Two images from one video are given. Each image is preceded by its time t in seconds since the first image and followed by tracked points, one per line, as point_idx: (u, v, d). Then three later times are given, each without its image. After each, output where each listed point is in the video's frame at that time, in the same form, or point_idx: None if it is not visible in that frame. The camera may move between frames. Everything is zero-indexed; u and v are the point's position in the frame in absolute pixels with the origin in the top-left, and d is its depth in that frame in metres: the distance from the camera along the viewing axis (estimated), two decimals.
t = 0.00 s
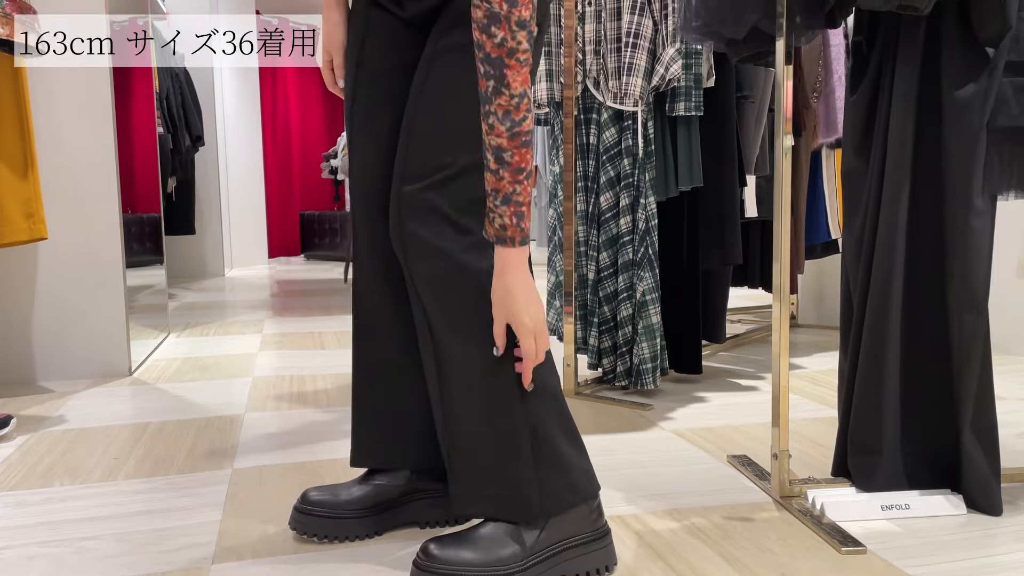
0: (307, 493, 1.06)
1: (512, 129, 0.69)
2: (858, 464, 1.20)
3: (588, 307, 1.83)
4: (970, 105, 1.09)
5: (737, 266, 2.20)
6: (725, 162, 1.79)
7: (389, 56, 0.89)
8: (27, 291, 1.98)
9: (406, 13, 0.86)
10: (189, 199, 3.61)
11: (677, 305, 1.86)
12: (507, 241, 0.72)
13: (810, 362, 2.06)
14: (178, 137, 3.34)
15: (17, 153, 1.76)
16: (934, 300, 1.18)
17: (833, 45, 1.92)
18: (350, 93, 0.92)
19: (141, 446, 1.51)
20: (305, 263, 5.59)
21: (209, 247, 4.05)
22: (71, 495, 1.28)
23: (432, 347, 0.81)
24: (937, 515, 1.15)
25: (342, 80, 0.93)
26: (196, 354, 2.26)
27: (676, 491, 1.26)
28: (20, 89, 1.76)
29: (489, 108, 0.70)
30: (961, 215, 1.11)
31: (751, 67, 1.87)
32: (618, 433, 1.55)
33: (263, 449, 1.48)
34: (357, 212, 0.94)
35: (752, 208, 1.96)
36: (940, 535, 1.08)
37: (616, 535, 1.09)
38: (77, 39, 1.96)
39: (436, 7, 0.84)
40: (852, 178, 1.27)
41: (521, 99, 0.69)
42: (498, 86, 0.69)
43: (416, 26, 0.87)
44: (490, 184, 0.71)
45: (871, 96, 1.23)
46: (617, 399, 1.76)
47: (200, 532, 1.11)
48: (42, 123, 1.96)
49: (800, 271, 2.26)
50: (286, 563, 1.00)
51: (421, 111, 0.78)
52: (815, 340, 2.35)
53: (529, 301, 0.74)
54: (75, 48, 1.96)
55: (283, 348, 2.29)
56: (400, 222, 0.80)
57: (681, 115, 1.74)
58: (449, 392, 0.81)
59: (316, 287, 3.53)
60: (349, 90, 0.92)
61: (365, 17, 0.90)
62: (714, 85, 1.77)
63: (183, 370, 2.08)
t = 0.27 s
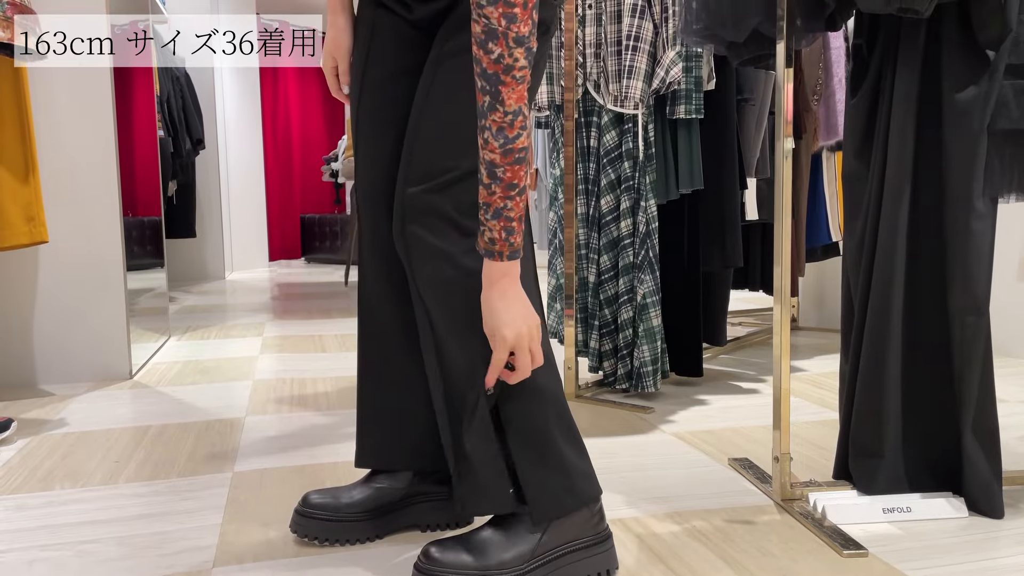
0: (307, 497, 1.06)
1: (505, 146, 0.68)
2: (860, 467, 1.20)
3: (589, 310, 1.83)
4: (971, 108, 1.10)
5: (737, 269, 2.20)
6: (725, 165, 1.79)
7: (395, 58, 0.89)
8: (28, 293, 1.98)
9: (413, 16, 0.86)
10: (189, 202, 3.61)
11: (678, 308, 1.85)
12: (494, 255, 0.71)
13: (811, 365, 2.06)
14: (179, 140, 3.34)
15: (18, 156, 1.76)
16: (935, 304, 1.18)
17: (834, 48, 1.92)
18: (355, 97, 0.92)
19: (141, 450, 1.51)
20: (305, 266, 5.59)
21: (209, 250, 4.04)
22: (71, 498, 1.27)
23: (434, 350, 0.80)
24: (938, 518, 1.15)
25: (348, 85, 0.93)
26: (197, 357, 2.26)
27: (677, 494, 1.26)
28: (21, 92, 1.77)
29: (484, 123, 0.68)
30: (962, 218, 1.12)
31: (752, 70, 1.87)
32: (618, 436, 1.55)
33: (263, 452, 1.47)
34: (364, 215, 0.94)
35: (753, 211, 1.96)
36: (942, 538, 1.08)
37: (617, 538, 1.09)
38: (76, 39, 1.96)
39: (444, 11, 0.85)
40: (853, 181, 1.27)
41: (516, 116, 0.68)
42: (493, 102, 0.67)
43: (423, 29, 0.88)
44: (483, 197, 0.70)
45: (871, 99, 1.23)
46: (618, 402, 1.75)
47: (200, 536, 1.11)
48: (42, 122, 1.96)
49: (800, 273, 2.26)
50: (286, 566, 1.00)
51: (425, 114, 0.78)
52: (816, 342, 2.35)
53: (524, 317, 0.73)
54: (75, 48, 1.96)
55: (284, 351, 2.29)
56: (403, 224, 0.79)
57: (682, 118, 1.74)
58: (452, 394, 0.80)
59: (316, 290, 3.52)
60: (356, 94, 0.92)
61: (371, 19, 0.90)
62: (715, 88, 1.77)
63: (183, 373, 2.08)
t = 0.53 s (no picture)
0: (307, 499, 1.06)
1: (509, 149, 0.68)
2: (860, 469, 1.20)
3: (589, 312, 1.83)
4: (971, 110, 1.10)
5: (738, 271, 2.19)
6: (725, 167, 1.79)
7: (400, 58, 0.89)
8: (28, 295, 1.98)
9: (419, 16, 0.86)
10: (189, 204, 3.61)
11: (679, 310, 1.85)
12: (497, 258, 0.72)
13: (811, 367, 2.06)
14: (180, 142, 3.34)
15: (18, 158, 1.76)
16: (935, 306, 1.18)
17: (834, 50, 1.93)
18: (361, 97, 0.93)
19: (141, 452, 1.50)
20: (305, 268, 5.58)
21: (210, 253, 4.04)
22: (71, 501, 1.27)
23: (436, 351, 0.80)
24: (939, 520, 1.15)
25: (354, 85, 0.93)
26: (197, 359, 2.26)
27: (678, 496, 1.26)
28: (22, 94, 1.77)
29: (488, 125, 0.68)
30: (962, 221, 1.12)
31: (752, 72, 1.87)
32: (619, 438, 1.54)
33: (263, 455, 1.47)
34: (369, 216, 0.95)
35: (753, 213, 1.96)
36: (942, 541, 1.08)
37: (617, 541, 1.09)
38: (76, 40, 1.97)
39: (450, 11, 0.85)
40: (853, 184, 1.27)
41: (519, 118, 0.68)
42: (497, 105, 0.67)
43: (428, 30, 0.87)
44: (486, 199, 0.71)
45: (872, 102, 1.23)
46: (619, 405, 1.75)
47: (200, 538, 1.11)
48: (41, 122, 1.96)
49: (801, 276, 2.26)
50: (286, 569, 0.99)
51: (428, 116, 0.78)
52: (817, 345, 2.35)
53: (524, 317, 0.73)
54: (75, 49, 1.96)
55: (284, 354, 2.29)
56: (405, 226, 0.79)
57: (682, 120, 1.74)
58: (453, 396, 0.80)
59: (317, 292, 3.52)
60: (361, 93, 0.92)
61: (377, 19, 0.90)
62: (715, 91, 1.77)
63: (184, 375, 2.08)
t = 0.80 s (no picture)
0: (307, 501, 1.05)
1: (520, 141, 0.68)
2: (861, 472, 1.20)
3: (589, 314, 1.83)
4: (972, 113, 1.10)
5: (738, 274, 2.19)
6: (725, 170, 1.79)
7: (402, 57, 0.89)
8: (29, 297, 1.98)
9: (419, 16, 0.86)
10: (189, 206, 3.61)
11: (679, 313, 1.85)
12: (509, 249, 0.71)
13: (812, 370, 2.05)
14: (181, 144, 3.35)
15: (19, 159, 1.76)
16: (936, 309, 1.18)
17: (834, 54, 1.93)
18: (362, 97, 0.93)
19: (141, 454, 1.50)
20: (306, 271, 5.58)
21: (211, 255, 4.04)
22: (71, 502, 1.27)
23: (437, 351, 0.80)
24: (940, 523, 1.15)
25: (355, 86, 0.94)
26: (198, 361, 2.26)
27: (678, 499, 1.26)
28: (23, 94, 1.78)
29: (498, 118, 0.68)
30: (963, 224, 1.12)
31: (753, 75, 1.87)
32: (619, 441, 1.54)
33: (263, 457, 1.47)
34: (370, 216, 0.95)
35: (754, 216, 1.95)
36: (942, 544, 1.08)
37: (618, 543, 1.09)
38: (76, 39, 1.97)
39: (450, 10, 0.85)
40: (854, 186, 1.27)
41: (530, 111, 0.68)
42: (507, 98, 0.67)
43: (429, 30, 0.87)
44: (497, 192, 0.71)
45: (873, 105, 1.23)
46: (619, 407, 1.75)
47: (200, 540, 1.11)
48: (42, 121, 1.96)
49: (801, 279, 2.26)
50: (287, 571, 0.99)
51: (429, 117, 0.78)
52: (818, 347, 2.35)
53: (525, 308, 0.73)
54: (75, 49, 1.97)
55: (285, 356, 2.28)
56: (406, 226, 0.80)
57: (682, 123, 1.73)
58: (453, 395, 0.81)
59: (317, 294, 3.52)
60: (362, 94, 0.93)
61: (378, 20, 0.90)
62: (716, 94, 1.77)
63: (184, 377, 2.07)
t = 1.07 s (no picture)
0: (307, 505, 1.05)
1: (510, 131, 0.69)
2: (862, 477, 1.20)
3: (590, 318, 1.83)
4: (973, 118, 1.09)
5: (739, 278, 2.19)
6: (726, 173, 1.79)
7: (402, 61, 0.89)
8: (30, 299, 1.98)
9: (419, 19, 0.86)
10: (190, 210, 3.61)
11: (680, 317, 1.85)
12: (499, 238, 0.73)
13: (813, 374, 2.05)
14: (182, 148, 3.35)
15: (20, 162, 1.77)
16: (937, 314, 1.18)
17: (834, 58, 1.93)
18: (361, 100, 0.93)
19: (141, 457, 1.50)
20: (306, 274, 5.58)
21: (211, 259, 4.04)
22: (71, 506, 1.27)
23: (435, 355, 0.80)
24: (940, 528, 1.14)
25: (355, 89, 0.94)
26: (198, 364, 2.26)
27: (679, 503, 1.25)
28: (24, 97, 1.78)
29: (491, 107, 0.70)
30: (963, 229, 1.11)
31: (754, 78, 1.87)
32: (619, 445, 1.54)
33: (263, 460, 1.47)
34: (370, 219, 0.95)
35: (755, 220, 1.95)
36: (943, 549, 1.08)
37: (618, 547, 1.09)
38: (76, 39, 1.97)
39: (449, 13, 0.84)
40: (855, 191, 1.27)
41: (521, 102, 0.69)
42: (500, 87, 0.68)
43: (428, 32, 0.87)
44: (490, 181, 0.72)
45: (873, 109, 1.23)
46: (619, 411, 1.75)
47: (200, 544, 1.11)
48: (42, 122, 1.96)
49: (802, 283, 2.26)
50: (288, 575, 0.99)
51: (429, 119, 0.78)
52: (818, 351, 2.34)
53: (501, 297, 0.74)
54: (75, 49, 1.97)
55: (284, 359, 2.28)
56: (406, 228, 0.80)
57: (683, 127, 1.72)
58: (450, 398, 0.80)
59: (318, 297, 3.52)
60: (362, 98, 0.93)
61: (378, 23, 0.90)
62: (716, 97, 1.77)
63: (184, 380, 2.07)
